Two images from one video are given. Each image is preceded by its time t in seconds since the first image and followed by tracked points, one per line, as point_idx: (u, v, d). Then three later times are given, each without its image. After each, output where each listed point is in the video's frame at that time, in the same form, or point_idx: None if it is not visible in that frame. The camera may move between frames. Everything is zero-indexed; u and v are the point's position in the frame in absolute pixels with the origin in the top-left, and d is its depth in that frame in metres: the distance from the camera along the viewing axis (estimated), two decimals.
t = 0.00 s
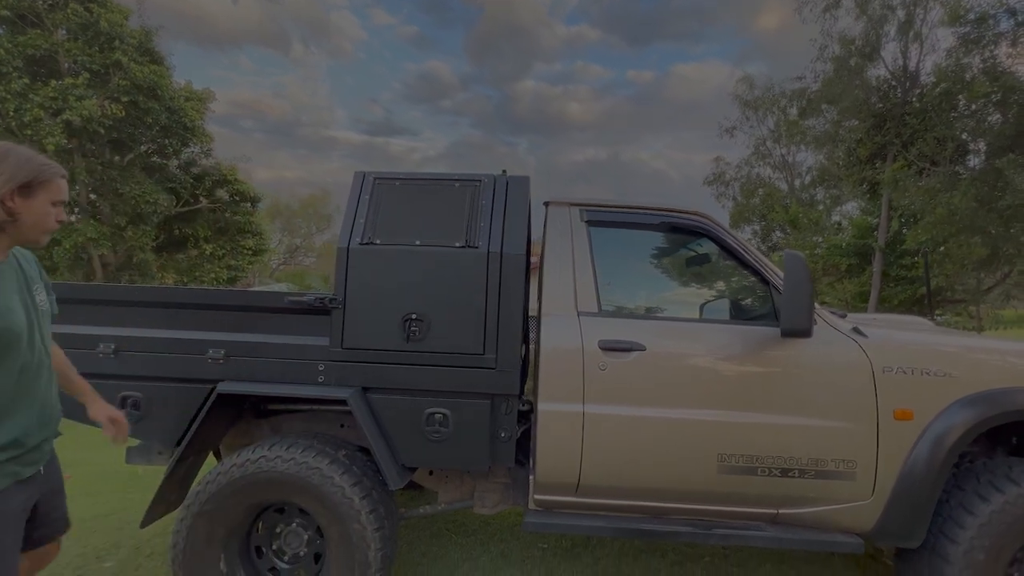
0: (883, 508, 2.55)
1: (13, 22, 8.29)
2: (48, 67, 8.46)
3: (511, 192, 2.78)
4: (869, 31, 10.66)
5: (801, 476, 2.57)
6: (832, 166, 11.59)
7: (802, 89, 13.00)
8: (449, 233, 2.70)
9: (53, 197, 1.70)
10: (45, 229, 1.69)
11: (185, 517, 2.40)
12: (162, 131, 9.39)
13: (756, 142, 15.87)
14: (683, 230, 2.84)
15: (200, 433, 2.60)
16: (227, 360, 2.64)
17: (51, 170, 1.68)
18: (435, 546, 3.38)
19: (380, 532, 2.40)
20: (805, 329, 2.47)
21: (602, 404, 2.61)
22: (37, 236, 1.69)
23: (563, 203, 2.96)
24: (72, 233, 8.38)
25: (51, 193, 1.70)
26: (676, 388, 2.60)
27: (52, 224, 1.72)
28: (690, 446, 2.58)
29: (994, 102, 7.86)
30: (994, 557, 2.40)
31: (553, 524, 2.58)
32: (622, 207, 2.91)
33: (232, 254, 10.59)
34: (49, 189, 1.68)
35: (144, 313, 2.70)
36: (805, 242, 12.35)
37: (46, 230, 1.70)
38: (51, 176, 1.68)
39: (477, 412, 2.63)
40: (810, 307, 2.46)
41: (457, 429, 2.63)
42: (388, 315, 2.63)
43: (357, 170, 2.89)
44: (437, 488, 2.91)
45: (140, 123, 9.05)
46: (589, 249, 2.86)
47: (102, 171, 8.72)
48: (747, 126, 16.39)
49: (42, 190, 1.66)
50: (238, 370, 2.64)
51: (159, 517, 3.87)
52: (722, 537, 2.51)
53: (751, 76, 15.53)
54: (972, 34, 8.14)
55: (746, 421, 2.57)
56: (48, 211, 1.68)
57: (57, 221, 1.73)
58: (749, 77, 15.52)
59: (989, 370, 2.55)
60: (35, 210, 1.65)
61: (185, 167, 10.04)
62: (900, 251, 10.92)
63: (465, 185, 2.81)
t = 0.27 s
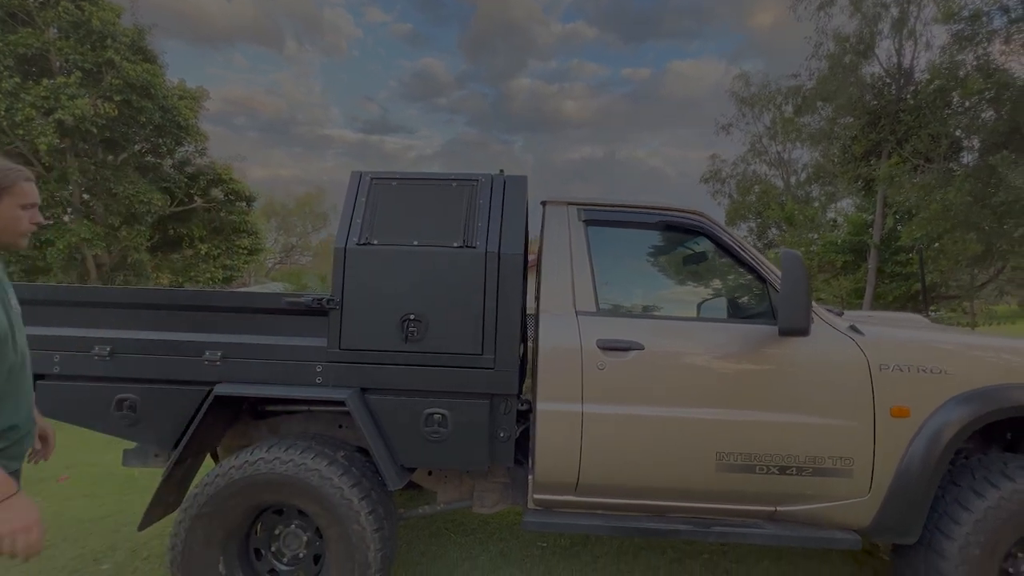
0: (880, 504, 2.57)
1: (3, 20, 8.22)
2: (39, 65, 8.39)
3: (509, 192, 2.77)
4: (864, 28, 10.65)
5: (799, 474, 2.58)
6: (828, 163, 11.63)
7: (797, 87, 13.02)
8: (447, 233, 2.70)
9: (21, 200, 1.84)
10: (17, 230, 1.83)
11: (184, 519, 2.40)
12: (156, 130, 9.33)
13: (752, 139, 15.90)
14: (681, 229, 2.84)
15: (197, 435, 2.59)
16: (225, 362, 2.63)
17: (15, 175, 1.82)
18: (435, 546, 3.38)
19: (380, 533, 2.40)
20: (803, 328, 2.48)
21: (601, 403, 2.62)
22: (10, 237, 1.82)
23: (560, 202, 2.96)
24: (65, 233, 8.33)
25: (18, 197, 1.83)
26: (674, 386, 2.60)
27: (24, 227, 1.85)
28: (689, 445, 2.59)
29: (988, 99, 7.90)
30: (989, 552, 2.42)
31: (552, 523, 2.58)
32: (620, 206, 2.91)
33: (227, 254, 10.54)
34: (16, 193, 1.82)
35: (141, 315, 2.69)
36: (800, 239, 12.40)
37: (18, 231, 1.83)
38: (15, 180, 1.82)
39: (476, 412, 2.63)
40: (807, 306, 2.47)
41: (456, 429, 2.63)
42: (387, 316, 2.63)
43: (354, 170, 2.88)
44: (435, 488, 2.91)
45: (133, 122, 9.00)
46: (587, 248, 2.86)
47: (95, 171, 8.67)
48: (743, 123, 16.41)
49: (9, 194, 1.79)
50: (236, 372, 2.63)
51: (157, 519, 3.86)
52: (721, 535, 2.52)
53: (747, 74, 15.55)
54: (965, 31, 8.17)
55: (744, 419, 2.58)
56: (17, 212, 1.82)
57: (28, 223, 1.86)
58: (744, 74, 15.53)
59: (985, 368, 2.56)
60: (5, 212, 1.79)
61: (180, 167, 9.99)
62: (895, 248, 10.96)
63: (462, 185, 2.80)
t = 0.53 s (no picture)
0: (876, 501, 2.59)
1: None
2: (30, 65, 8.32)
3: (507, 192, 2.77)
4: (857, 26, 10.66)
5: (796, 471, 2.59)
6: (823, 161, 11.68)
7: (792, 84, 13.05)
8: (445, 233, 2.69)
9: None
10: None
11: (183, 522, 2.39)
12: (150, 130, 9.27)
13: (747, 137, 15.94)
14: (678, 228, 2.84)
15: (196, 437, 2.59)
16: (223, 364, 2.62)
17: None
18: (435, 546, 3.39)
19: (380, 534, 2.40)
20: (800, 326, 2.50)
21: (600, 403, 2.63)
22: None
23: (558, 202, 2.96)
24: (59, 234, 8.26)
25: None
26: (671, 386, 2.62)
27: None
28: (687, 444, 2.60)
29: (981, 96, 7.94)
30: (985, 548, 2.44)
31: (552, 523, 2.59)
32: (618, 205, 2.91)
33: (223, 254, 10.49)
34: None
35: (138, 317, 2.68)
36: (796, 237, 12.45)
37: None
38: None
39: (476, 413, 2.63)
40: (805, 305, 2.48)
41: (456, 429, 2.63)
42: (385, 317, 2.63)
43: (351, 171, 2.87)
44: (435, 488, 2.92)
45: (126, 122, 8.94)
46: (586, 247, 2.87)
47: (88, 171, 8.60)
48: (738, 121, 16.44)
49: None
50: (234, 374, 2.63)
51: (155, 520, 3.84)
52: (720, 533, 2.54)
53: (742, 71, 15.57)
54: (957, 29, 8.21)
55: (741, 418, 2.60)
56: None
57: None
58: (739, 72, 15.55)
59: (979, 365, 2.58)
60: None
61: (173, 167, 9.92)
62: (890, 245, 11.02)
63: (460, 185, 2.79)
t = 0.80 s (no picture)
0: (877, 498, 2.61)
1: None
2: (22, 64, 8.26)
3: (508, 192, 2.78)
4: (852, 24, 10.68)
5: (797, 469, 2.61)
6: (818, 159, 11.72)
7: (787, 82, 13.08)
8: (447, 234, 2.69)
9: None
10: None
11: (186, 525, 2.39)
12: (145, 130, 9.23)
13: (743, 134, 15.98)
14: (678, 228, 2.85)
15: (198, 440, 2.58)
16: (225, 366, 2.62)
17: None
18: (437, 546, 3.40)
19: (384, 536, 2.40)
20: (802, 326, 2.51)
21: (602, 403, 2.64)
22: None
23: (559, 202, 2.96)
24: (53, 235, 8.21)
25: None
26: (673, 385, 2.63)
27: None
28: (689, 443, 2.61)
29: (975, 94, 7.99)
30: (984, 543, 2.47)
31: (556, 522, 2.60)
32: (619, 205, 2.92)
33: (219, 255, 10.45)
34: None
35: (139, 320, 2.67)
36: (792, 235, 12.49)
37: None
38: None
39: (479, 413, 2.63)
40: (807, 304, 2.50)
41: (458, 430, 2.64)
42: (387, 318, 2.63)
43: (353, 171, 2.86)
44: (438, 488, 2.92)
45: (121, 122, 8.90)
46: (587, 247, 2.87)
47: (83, 171, 8.54)
48: (735, 118, 16.47)
49: None
50: (236, 376, 2.62)
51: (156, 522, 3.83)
52: (722, 531, 2.55)
53: (738, 69, 15.60)
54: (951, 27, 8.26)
55: (743, 416, 2.61)
56: None
57: None
58: (735, 70, 15.58)
59: (978, 363, 2.60)
60: None
61: (169, 167, 9.83)
62: (885, 242, 11.06)
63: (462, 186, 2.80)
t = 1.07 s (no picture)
0: (880, 494, 2.64)
1: None
2: (18, 64, 8.21)
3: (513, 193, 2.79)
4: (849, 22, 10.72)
5: (802, 466, 2.64)
6: (816, 157, 11.76)
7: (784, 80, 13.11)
8: (453, 235, 2.71)
9: None
10: None
11: (195, 526, 2.39)
12: (142, 130, 9.18)
13: (741, 132, 16.03)
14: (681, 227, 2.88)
15: (205, 441, 2.59)
16: (232, 367, 2.63)
17: None
18: (443, 545, 3.41)
19: (392, 535, 2.41)
20: (807, 324, 2.53)
21: (608, 401, 2.65)
22: None
23: (564, 202, 2.98)
24: (51, 236, 8.16)
25: None
26: (679, 383, 2.65)
27: None
28: (695, 441, 2.63)
29: (971, 92, 8.04)
30: (987, 538, 2.50)
31: (563, 520, 2.62)
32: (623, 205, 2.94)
33: (217, 255, 10.41)
34: None
35: (145, 322, 2.67)
36: (790, 233, 12.54)
37: None
38: None
39: (486, 413, 2.65)
40: (812, 303, 2.52)
41: (466, 429, 2.65)
42: (394, 319, 2.64)
43: (358, 172, 2.87)
44: (444, 488, 2.94)
45: (117, 122, 8.86)
46: (592, 247, 2.89)
47: (80, 171, 8.49)
48: (732, 116, 16.50)
49: None
50: (243, 377, 2.63)
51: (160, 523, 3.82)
52: (728, 528, 2.57)
53: (735, 67, 15.62)
54: (947, 26, 8.32)
55: (747, 414, 2.64)
56: None
57: None
58: (732, 68, 15.60)
59: (980, 360, 2.63)
60: None
61: (166, 166, 9.85)
62: (883, 239, 11.11)
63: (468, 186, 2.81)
